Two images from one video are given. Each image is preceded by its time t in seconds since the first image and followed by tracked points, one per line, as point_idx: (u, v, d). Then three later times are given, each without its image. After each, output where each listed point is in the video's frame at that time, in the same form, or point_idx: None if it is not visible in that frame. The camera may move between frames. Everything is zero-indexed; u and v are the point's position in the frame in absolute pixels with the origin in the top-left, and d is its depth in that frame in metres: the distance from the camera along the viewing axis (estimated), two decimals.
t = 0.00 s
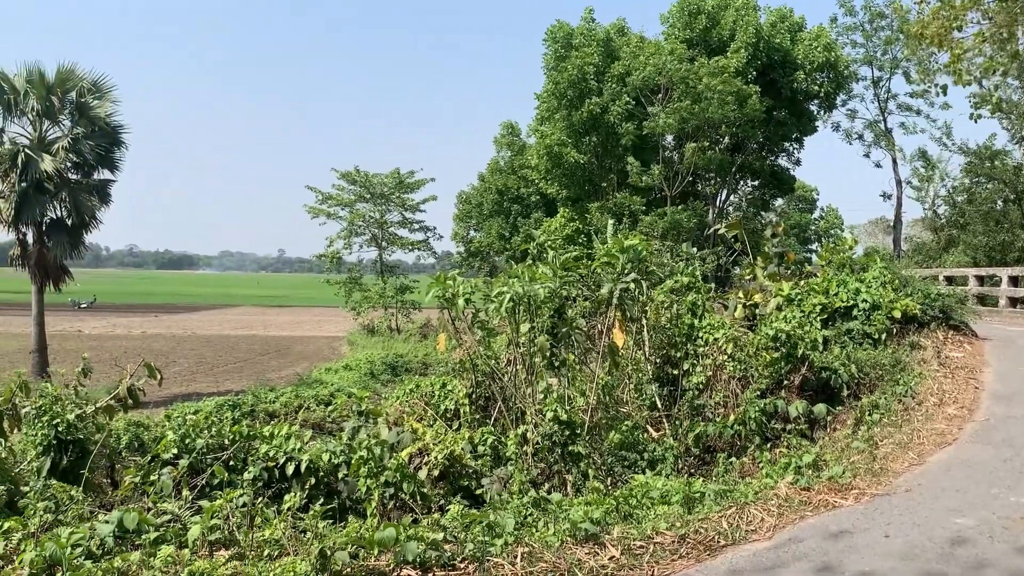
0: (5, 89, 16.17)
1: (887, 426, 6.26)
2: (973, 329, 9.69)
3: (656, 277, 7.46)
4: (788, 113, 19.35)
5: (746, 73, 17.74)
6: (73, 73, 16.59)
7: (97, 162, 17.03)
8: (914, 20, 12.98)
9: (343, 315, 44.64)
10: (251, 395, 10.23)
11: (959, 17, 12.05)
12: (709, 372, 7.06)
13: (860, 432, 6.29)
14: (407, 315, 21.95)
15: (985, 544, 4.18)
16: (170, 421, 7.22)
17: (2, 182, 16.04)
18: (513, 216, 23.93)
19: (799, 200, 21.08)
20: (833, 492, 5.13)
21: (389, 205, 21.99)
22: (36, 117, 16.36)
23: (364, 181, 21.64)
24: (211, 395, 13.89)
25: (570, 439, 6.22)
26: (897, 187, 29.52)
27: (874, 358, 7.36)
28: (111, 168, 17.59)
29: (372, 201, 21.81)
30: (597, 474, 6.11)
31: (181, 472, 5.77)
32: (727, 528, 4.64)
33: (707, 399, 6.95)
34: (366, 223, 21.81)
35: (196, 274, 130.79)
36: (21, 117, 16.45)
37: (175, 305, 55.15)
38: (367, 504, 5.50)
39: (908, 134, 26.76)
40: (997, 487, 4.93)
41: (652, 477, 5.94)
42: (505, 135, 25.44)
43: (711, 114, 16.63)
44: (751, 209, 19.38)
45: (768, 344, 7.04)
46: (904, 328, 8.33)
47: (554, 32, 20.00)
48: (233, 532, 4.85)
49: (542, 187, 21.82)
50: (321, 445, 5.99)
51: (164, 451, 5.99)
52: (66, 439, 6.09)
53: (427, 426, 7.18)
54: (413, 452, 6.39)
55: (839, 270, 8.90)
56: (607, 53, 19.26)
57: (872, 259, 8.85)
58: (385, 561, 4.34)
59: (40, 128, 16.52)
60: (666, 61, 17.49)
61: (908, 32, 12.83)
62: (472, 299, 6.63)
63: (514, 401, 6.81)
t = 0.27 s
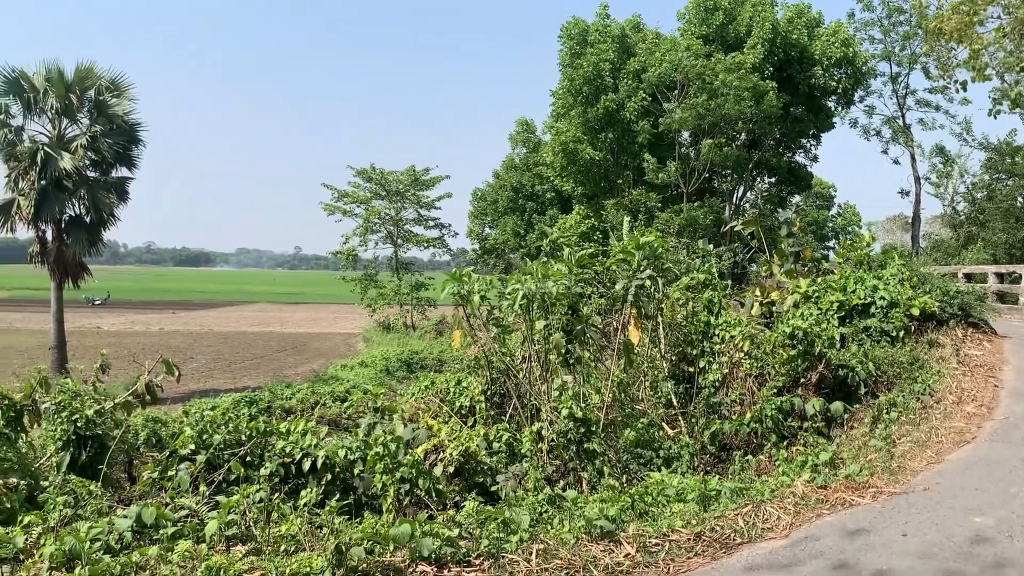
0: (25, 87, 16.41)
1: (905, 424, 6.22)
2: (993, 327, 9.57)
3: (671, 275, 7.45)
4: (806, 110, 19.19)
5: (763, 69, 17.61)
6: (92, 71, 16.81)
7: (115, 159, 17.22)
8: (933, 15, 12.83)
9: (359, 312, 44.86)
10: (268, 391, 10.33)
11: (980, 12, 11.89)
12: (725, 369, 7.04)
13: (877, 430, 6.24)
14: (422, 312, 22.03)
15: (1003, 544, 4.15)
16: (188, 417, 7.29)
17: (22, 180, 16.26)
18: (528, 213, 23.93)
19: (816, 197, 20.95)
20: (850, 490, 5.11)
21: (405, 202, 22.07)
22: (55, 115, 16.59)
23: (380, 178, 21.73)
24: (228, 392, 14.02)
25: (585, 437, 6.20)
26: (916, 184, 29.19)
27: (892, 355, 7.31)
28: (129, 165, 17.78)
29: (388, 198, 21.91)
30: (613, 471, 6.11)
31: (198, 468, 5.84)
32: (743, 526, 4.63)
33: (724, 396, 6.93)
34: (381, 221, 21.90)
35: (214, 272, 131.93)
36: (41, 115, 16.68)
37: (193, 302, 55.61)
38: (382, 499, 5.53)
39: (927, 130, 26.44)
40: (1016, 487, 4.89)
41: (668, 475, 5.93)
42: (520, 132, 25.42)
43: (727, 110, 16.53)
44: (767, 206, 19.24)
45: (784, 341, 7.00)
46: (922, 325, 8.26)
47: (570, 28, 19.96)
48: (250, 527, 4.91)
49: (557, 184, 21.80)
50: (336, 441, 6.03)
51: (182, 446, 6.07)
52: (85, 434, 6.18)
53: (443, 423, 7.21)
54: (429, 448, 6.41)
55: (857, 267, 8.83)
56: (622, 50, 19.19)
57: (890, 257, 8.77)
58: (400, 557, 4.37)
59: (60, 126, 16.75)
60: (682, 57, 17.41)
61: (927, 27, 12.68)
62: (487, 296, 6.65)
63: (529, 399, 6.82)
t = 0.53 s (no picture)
0: (46, 85, 16.61)
1: (922, 424, 6.19)
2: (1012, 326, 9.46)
3: (687, 272, 7.41)
4: (823, 107, 19.02)
5: (780, 66, 17.48)
6: (110, 69, 16.99)
7: (133, 157, 17.40)
8: (952, 11, 12.67)
9: (375, 309, 45.09)
10: (284, 387, 10.41)
11: (1001, 9, 11.73)
12: (741, 368, 7.02)
13: (894, 429, 6.20)
14: (437, 309, 22.10)
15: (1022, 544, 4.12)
16: (205, 413, 7.37)
17: (42, 177, 16.46)
18: (543, 210, 23.92)
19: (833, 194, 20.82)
20: (866, 489, 5.08)
21: (420, 199, 22.12)
22: (74, 112, 16.78)
23: (395, 176, 21.80)
24: (244, 388, 14.14)
25: (601, 434, 6.15)
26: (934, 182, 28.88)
27: (909, 354, 7.27)
28: (147, 162, 17.96)
29: (403, 195, 21.97)
30: (627, 469, 6.09)
31: (215, 463, 5.90)
32: (757, 525, 4.62)
33: (739, 394, 6.89)
34: (396, 218, 21.98)
35: (231, 268, 132.99)
36: (61, 113, 16.88)
37: (210, 298, 56.07)
38: (397, 495, 5.55)
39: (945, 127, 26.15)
40: None
41: (682, 473, 5.92)
42: (535, 130, 25.39)
43: (743, 107, 16.42)
44: (784, 204, 19.11)
45: (800, 340, 7.01)
46: (940, 324, 8.20)
47: (585, 25, 19.91)
48: (267, 521, 4.95)
49: (572, 181, 21.78)
50: (351, 437, 6.06)
51: (199, 442, 6.13)
52: (104, 429, 6.27)
53: (457, 420, 7.22)
54: (443, 444, 6.41)
55: (874, 265, 8.76)
56: (638, 47, 19.12)
57: (908, 255, 8.69)
58: (415, 552, 4.40)
59: (78, 123, 16.94)
60: (698, 54, 17.32)
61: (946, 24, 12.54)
62: (502, 293, 6.65)
63: (544, 396, 6.83)
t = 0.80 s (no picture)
0: (63, 83, 16.79)
1: (937, 424, 6.18)
2: None
3: (701, 270, 7.39)
4: (839, 104, 18.86)
5: (796, 64, 17.36)
6: (127, 66, 17.15)
7: (150, 154, 17.56)
8: (971, 8, 12.54)
9: (388, 306, 45.24)
10: (298, 384, 10.48)
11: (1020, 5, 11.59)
12: (755, 366, 7.00)
13: (909, 429, 6.16)
14: (450, 306, 22.15)
15: None
16: (219, 408, 7.43)
17: (59, 174, 16.64)
18: (556, 208, 23.90)
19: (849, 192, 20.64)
20: (881, 489, 5.06)
21: (434, 197, 22.17)
22: (91, 110, 16.96)
23: (409, 173, 21.86)
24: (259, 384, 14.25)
25: (613, 433, 6.15)
26: (951, 180, 28.56)
27: (925, 354, 7.25)
28: (163, 160, 18.11)
29: (417, 193, 22.02)
30: (640, 467, 6.07)
31: (230, 458, 5.95)
32: (771, 524, 4.61)
33: (753, 393, 6.86)
34: (410, 216, 22.04)
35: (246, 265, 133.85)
36: (78, 110, 17.06)
37: (225, 295, 56.49)
38: (410, 491, 5.58)
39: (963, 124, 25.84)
40: None
41: (696, 471, 5.91)
42: (549, 127, 25.35)
43: (759, 105, 16.31)
44: (799, 202, 18.99)
45: (815, 339, 6.98)
46: (956, 324, 8.15)
47: (599, 23, 19.87)
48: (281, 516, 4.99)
49: (586, 179, 21.75)
50: (365, 434, 6.09)
51: (214, 437, 6.18)
52: (120, 424, 6.33)
53: (471, 417, 7.24)
54: (456, 442, 6.42)
55: (890, 264, 8.70)
56: (653, 44, 19.05)
57: (924, 254, 8.62)
58: (428, 549, 4.42)
59: (96, 120, 17.12)
60: (713, 51, 17.23)
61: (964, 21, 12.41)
62: (515, 290, 6.66)
63: (557, 394, 6.82)
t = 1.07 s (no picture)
0: (79, 80, 16.94)
1: (952, 424, 6.15)
2: None
3: (714, 268, 7.38)
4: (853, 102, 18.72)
5: (810, 61, 17.24)
6: (143, 64, 17.28)
7: (164, 151, 17.70)
8: (988, 5, 12.41)
9: (401, 304, 45.38)
10: (311, 380, 10.54)
11: None
12: (768, 365, 6.97)
13: (923, 429, 6.13)
14: (462, 304, 22.20)
15: None
16: (232, 404, 7.48)
17: (75, 171, 16.80)
18: (569, 206, 23.87)
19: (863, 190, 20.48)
20: (894, 489, 5.05)
21: (446, 194, 22.19)
22: (107, 107, 17.11)
23: (422, 171, 21.90)
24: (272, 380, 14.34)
25: (625, 431, 6.12)
26: (967, 178, 28.30)
27: (940, 353, 7.23)
28: (178, 157, 18.25)
29: (430, 190, 22.07)
30: (653, 466, 6.05)
31: (243, 454, 6.00)
32: (784, 523, 4.60)
33: (766, 392, 6.83)
34: (423, 213, 22.09)
35: (259, 262, 134.52)
36: (94, 107, 17.21)
37: (238, 291, 56.86)
38: (422, 489, 5.61)
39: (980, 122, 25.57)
40: None
41: (708, 470, 5.90)
42: (562, 125, 25.32)
43: (773, 102, 16.21)
44: (813, 199, 18.87)
45: (829, 337, 6.89)
46: (971, 323, 8.10)
47: (613, 20, 19.82)
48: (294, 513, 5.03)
49: (598, 177, 21.72)
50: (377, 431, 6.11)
51: (228, 433, 6.23)
52: (134, 420, 6.39)
53: (482, 414, 7.26)
54: (469, 439, 6.44)
55: (904, 263, 8.65)
56: (666, 42, 18.99)
57: (940, 253, 8.56)
58: (440, 546, 4.44)
59: (111, 118, 17.28)
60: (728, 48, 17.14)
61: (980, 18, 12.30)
62: (527, 288, 6.67)
63: (569, 392, 6.81)
